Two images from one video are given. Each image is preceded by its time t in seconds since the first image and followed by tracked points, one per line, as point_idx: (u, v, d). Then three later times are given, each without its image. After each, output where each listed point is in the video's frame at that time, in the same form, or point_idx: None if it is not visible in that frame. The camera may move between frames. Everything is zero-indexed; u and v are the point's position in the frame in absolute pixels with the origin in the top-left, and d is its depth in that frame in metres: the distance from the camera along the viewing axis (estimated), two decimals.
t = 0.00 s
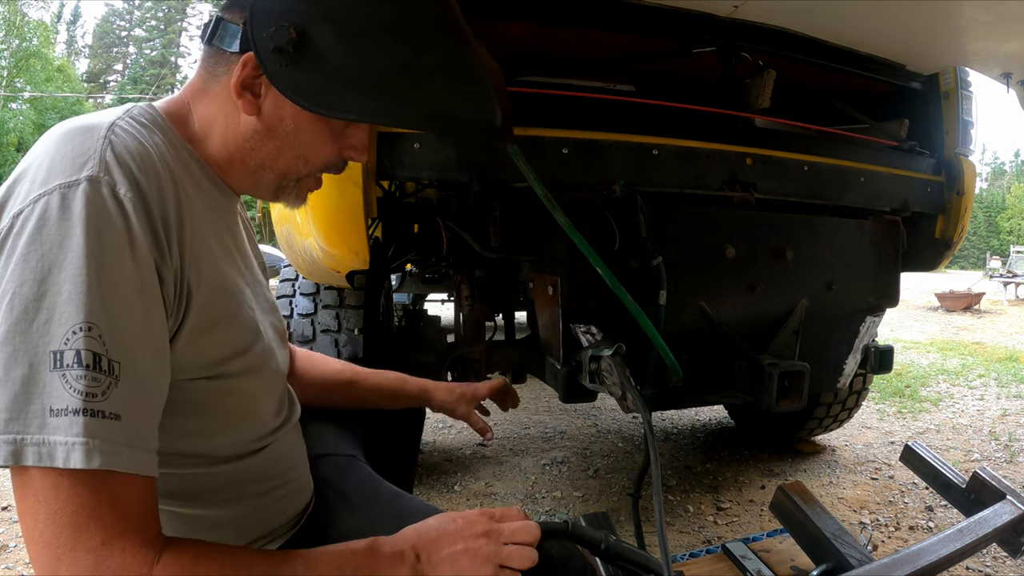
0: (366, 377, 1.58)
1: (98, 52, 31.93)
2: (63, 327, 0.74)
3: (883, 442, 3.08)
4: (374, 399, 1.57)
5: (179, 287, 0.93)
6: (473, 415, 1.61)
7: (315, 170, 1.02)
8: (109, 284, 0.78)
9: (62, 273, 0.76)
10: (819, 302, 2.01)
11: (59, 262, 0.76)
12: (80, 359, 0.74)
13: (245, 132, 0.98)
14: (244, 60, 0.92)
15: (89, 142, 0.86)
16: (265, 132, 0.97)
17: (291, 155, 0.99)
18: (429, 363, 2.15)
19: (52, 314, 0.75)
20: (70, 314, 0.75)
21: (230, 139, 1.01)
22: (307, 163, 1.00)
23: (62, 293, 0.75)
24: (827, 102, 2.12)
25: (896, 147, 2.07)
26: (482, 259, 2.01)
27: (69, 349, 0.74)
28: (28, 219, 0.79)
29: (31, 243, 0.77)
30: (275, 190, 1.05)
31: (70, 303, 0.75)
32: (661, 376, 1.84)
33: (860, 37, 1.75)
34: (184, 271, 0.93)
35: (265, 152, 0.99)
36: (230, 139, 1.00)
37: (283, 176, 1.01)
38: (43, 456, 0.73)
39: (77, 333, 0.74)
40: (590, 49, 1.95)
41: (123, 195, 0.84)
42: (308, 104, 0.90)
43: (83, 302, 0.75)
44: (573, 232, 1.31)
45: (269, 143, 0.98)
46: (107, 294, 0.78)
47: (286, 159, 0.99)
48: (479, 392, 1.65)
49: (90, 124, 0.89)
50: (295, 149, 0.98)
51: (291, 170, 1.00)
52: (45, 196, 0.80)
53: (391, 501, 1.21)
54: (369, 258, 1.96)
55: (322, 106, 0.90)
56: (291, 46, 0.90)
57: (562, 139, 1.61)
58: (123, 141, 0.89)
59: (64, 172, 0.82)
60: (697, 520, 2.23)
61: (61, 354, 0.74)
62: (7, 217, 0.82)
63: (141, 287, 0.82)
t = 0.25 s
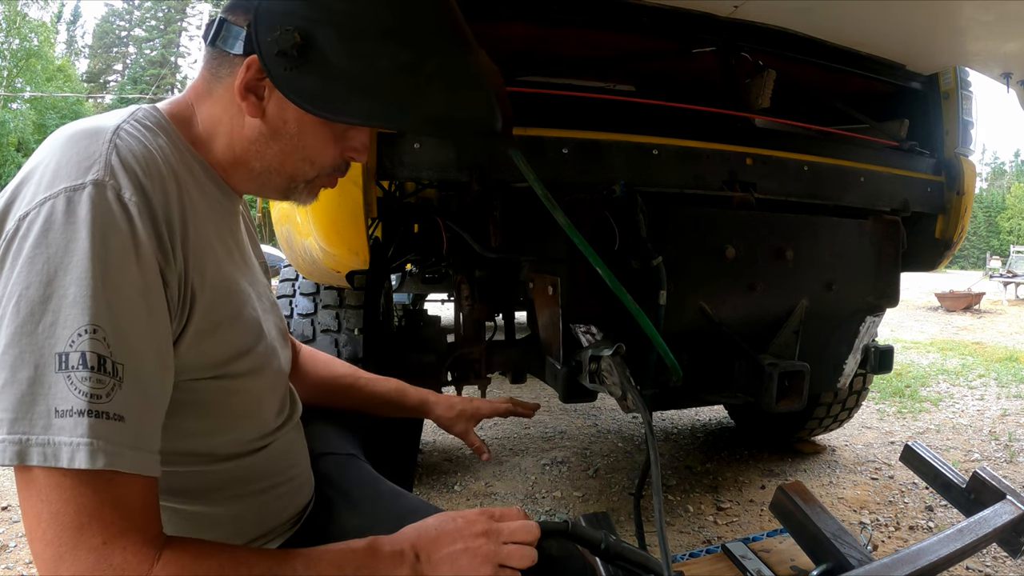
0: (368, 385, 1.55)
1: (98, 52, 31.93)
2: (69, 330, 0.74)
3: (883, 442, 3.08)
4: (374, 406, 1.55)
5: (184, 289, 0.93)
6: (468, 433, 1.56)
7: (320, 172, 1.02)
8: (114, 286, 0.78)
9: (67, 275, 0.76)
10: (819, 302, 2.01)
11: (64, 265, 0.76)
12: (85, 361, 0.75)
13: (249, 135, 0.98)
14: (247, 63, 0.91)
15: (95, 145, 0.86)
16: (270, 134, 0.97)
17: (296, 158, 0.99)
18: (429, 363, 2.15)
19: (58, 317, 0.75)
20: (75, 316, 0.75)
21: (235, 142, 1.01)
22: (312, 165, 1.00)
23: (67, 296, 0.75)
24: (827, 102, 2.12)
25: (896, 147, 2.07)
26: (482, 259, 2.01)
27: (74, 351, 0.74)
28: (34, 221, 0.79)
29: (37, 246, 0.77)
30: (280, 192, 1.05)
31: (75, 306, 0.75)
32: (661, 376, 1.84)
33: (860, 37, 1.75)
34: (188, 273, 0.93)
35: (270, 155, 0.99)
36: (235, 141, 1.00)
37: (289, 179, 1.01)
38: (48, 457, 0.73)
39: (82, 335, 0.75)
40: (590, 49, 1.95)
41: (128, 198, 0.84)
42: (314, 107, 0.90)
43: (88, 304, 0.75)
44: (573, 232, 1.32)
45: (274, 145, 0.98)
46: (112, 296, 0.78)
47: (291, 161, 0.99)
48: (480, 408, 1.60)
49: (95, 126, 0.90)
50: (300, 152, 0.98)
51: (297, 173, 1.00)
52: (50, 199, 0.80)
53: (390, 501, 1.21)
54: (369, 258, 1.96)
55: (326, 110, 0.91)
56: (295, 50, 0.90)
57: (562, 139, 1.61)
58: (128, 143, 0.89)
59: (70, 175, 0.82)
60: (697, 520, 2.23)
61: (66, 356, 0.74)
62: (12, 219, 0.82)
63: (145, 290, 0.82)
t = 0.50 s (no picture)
0: (382, 375, 1.54)
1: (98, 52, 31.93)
2: (69, 320, 0.74)
3: (883, 442, 3.08)
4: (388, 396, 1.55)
5: (184, 283, 0.93)
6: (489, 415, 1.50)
7: (319, 169, 1.02)
8: (115, 278, 0.78)
9: (68, 266, 0.76)
10: (819, 302, 2.01)
11: (66, 255, 0.76)
12: (85, 351, 0.74)
13: (249, 131, 0.99)
14: (244, 59, 0.92)
15: (98, 139, 0.87)
16: (268, 130, 0.97)
17: (295, 154, 0.98)
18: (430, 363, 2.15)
19: (58, 306, 0.75)
20: (76, 306, 0.75)
21: (234, 139, 1.01)
22: (311, 161, 1.00)
23: (67, 286, 0.75)
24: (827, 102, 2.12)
25: (896, 147, 2.06)
26: (482, 259, 2.01)
27: (74, 341, 0.74)
28: (35, 213, 0.79)
29: (38, 237, 0.77)
30: (280, 189, 1.05)
31: (76, 295, 0.75)
32: (661, 376, 1.84)
33: (860, 37, 1.75)
34: (189, 268, 0.93)
35: (269, 151, 0.99)
36: (234, 138, 1.01)
37: (288, 176, 1.01)
38: (46, 446, 0.72)
39: (82, 325, 0.74)
40: (590, 49, 1.95)
41: (129, 191, 0.84)
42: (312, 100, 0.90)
43: (88, 294, 0.75)
44: (574, 232, 1.31)
45: (273, 141, 0.98)
46: (113, 287, 0.78)
47: (290, 157, 0.99)
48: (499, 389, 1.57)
49: (98, 122, 0.90)
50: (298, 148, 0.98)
51: (296, 169, 1.00)
52: (52, 191, 0.80)
53: (391, 501, 1.21)
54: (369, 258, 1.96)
55: (322, 102, 0.90)
56: (292, 44, 0.90)
57: (562, 139, 1.61)
58: (131, 139, 0.90)
59: (72, 168, 0.82)
60: (697, 520, 2.23)
61: (66, 346, 0.74)
62: (14, 211, 0.82)
63: (146, 282, 0.82)
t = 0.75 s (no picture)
0: (392, 362, 1.59)
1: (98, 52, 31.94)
2: (72, 324, 0.74)
3: (883, 442, 3.08)
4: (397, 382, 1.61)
5: (187, 287, 0.93)
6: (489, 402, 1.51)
7: (324, 170, 1.02)
8: (118, 282, 0.78)
9: (72, 270, 0.76)
10: (819, 302, 2.01)
11: (69, 260, 0.76)
12: (88, 355, 0.75)
13: (253, 134, 0.98)
14: (248, 62, 0.91)
15: (101, 141, 0.87)
16: (273, 133, 0.97)
17: (300, 156, 0.98)
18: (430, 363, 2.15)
19: (61, 311, 0.75)
20: (79, 311, 0.75)
21: (239, 140, 1.01)
22: (316, 163, 1.00)
23: (71, 290, 0.75)
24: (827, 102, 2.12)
25: (896, 147, 2.07)
26: (482, 259, 2.01)
27: (78, 345, 0.74)
28: (39, 216, 0.79)
29: (42, 241, 0.77)
30: (284, 191, 1.05)
31: (79, 300, 0.75)
32: (661, 376, 1.84)
33: (860, 37, 1.75)
34: (192, 271, 0.94)
35: (274, 153, 0.99)
36: (238, 140, 1.00)
37: (293, 178, 1.01)
38: (50, 451, 0.73)
39: (86, 329, 0.75)
40: (590, 49, 1.95)
41: (133, 195, 0.84)
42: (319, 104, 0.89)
43: (92, 299, 0.75)
44: (573, 232, 1.31)
45: (278, 143, 0.98)
46: (116, 291, 0.78)
47: (295, 159, 0.99)
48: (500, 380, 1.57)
49: (101, 124, 0.90)
50: (303, 150, 0.98)
51: (301, 171, 1.00)
52: (56, 194, 0.80)
53: (391, 501, 1.21)
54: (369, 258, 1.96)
55: (328, 105, 0.89)
56: (296, 46, 0.90)
57: (562, 139, 1.61)
58: (134, 141, 0.90)
59: (75, 171, 0.82)
60: (697, 520, 2.23)
61: (69, 350, 0.74)
62: (17, 214, 0.82)
63: (149, 287, 0.83)
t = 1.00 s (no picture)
0: (390, 361, 1.60)
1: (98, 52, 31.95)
2: (77, 323, 0.74)
3: (882, 442, 3.08)
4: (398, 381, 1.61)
5: (191, 287, 0.93)
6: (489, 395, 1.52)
7: (326, 171, 1.02)
8: (123, 281, 0.78)
9: (77, 269, 0.76)
10: (819, 302, 2.01)
11: (74, 258, 0.76)
12: (93, 354, 0.75)
13: (256, 134, 0.98)
14: (253, 63, 0.91)
15: (106, 141, 0.87)
16: (276, 133, 0.97)
17: (303, 156, 0.98)
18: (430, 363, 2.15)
19: (66, 310, 0.75)
20: (85, 310, 0.75)
21: (241, 141, 1.00)
22: (319, 164, 1.00)
23: (76, 289, 0.75)
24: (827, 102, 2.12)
25: (896, 147, 2.07)
26: (482, 259, 2.01)
27: (83, 344, 0.74)
28: (44, 215, 0.79)
29: (46, 240, 0.77)
30: (286, 192, 1.04)
31: (85, 299, 0.75)
32: (661, 376, 1.84)
33: (860, 37, 1.75)
34: (196, 271, 0.94)
35: (277, 154, 0.99)
36: (241, 140, 1.00)
37: (295, 179, 1.01)
38: (54, 450, 0.73)
39: (91, 328, 0.75)
40: (590, 49, 1.95)
41: (138, 194, 0.84)
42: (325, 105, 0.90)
43: (97, 298, 0.75)
44: (573, 232, 1.31)
45: (280, 143, 0.98)
46: (122, 291, 0.78)
47: (298, 160, 0.99)
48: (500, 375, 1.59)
49: (105, 124, 0.90)
50: (306, 151, 0.98)
51: (303, 172, 1.00)
52: (61, 193, 0.80)
53: (391, 502, 1.21)
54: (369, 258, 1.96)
55: (331, 106, 0.90)
56: (300, 48, 0.90)
57: (562, 139, 1.61)
58: (139, 141, 0.90)
59: (80, 170, 0.82)
60: (697, 520, 2.23)
61: (74, 349, 0.74)
62: (21, 212, 0.82)
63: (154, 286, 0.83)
